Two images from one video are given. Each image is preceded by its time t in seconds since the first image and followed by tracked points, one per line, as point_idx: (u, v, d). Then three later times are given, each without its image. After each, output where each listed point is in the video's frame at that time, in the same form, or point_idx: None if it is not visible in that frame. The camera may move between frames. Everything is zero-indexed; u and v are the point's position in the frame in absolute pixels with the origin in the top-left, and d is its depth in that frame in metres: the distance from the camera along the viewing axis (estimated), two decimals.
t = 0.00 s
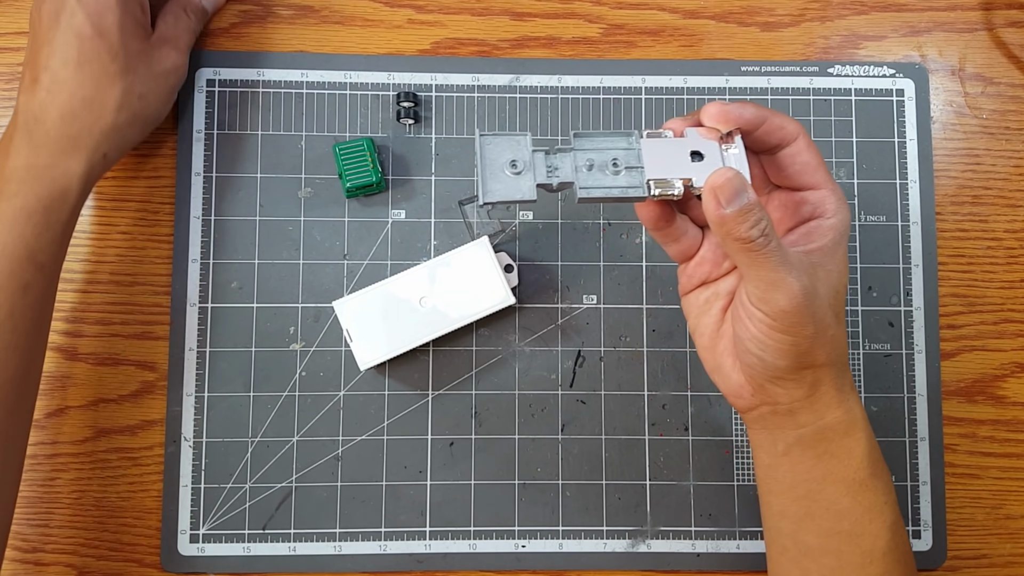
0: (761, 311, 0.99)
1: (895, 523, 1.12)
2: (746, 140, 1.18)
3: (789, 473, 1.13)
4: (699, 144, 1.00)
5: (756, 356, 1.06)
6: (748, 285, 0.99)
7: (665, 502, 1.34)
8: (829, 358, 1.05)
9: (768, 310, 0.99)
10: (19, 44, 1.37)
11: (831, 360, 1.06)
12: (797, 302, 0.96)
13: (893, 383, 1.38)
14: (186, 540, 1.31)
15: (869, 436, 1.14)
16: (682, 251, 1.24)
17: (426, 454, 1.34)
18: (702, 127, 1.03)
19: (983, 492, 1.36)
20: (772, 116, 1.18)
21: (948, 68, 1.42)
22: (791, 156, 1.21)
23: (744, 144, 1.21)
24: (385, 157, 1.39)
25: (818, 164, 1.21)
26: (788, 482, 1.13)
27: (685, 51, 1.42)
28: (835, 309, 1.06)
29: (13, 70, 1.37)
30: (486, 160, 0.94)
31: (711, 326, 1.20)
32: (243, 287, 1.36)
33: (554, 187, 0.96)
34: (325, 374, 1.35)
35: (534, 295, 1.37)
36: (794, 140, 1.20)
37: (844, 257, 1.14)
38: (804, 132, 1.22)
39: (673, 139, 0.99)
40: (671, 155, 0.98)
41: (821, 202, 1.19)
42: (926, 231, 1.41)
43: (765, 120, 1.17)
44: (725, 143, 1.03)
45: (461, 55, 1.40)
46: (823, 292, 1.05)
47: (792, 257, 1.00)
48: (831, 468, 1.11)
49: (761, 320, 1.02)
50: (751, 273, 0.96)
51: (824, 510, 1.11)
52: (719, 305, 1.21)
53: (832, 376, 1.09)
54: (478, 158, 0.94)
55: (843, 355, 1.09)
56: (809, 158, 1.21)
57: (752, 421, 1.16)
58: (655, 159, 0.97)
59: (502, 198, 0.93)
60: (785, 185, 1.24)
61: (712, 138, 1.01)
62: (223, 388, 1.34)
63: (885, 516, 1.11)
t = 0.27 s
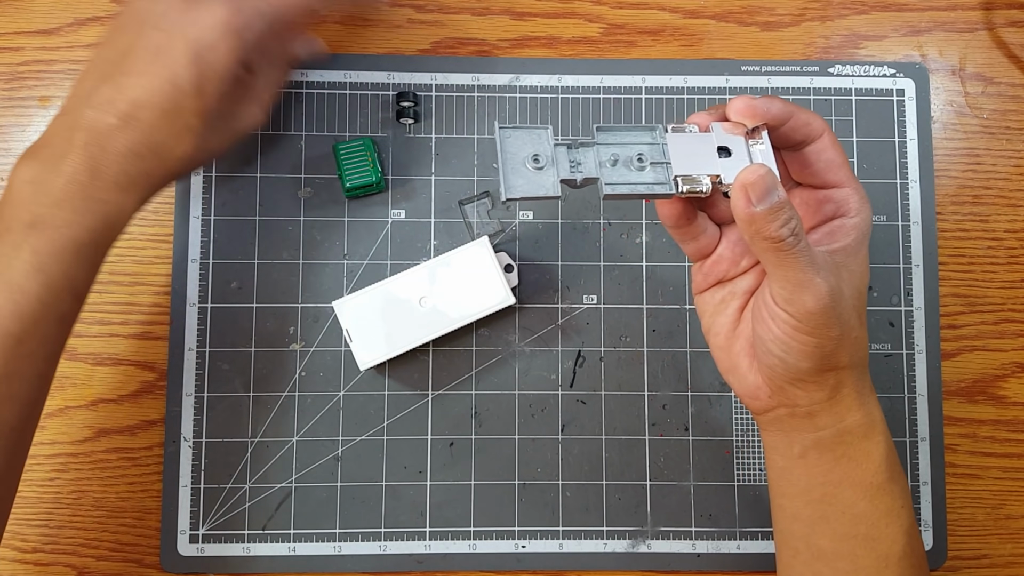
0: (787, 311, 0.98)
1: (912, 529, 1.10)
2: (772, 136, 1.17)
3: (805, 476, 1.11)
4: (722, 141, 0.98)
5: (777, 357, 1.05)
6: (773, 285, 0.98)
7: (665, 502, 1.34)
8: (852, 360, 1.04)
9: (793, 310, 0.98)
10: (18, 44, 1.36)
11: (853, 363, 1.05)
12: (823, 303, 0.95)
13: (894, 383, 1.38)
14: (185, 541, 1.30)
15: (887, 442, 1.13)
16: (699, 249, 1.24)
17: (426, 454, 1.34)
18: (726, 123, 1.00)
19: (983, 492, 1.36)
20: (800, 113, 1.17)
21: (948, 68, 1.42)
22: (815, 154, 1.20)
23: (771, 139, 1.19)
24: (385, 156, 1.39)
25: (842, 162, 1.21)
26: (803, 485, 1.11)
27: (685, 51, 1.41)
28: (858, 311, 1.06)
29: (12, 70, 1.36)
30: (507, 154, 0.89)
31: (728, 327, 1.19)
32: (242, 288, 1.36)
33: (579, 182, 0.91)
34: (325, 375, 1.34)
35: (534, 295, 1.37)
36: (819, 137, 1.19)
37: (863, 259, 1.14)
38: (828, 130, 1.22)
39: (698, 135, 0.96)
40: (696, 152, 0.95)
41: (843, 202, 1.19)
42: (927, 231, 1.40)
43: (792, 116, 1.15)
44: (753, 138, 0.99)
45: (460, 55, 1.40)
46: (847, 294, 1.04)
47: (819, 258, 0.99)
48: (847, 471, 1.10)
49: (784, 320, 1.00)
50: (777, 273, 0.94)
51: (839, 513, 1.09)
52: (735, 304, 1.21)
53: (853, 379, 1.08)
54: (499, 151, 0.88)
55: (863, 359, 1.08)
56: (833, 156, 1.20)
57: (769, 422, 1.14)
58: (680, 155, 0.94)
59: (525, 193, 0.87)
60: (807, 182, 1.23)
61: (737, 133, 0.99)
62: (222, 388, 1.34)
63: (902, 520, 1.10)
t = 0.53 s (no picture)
0: (791, 308, 0.98)
1: (915, 528, 1.10)
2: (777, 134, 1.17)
3: (808, 475, 1.11)
4: (729, 137, 0.97)
5: (780, 355, 1.05)
6: (777, 282, 0.98)
7: (665, 502, 1.34)
8: (855, 357, 1.05)
9: (798, 307, 0.98)
10: (18, 44, 1.36)
11: (857, 360, 1.06)
12: (827, 300, 0.95)
13: (894, 383, 1.38)
14: (185, 541, 1.31)
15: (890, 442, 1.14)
16: (703, 248, 1.24)
17: (427, 454, 1.34)
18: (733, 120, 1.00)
19: (983, 492, 1.36)
20: (805, 111, 1.16)
21: (948, 68, 1.42)
22: (820, 152, 1.20)
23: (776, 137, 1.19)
24: (385, 156, 1.39)
25: (846, 161, 1.21)
26: (805, 484, 1.11)
27: (685, 51, 1.41)
28: (861, 309, 1.06)
29: (12, 70, 1.36)
30: (514, 147, 0.88)
31: (731, 325, 1.19)
32: (243, 288, 1.36)
33: (584, 177, 0.90)
34: (325, 375, 1.34)
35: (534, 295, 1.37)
36: (824, 136, 1.19)
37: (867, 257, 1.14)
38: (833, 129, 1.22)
39: (705, 131, 0.96)
40: (703, 147, 0.95)
41: (847, 200, 1.19)
42: (927, 231, 1.40)
43: (797, 114, 1.15)
44: (758, 135, 1.00)
45: (460, 55, 1.40)
46: (850, 292, 1.04)
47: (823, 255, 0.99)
48: (850, 470, 1.10)
49: (788, 318, 1.01)
50: (782, 270, 0.95)
51: (842, 512, 1.09)
52: (738, 303, 1.21)
53: (856, 376, 1.08)
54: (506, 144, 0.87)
55: (866, 357, 1.09)
56: (838, 155, 1.20)
57: (773, 421, 1.14)
58: (686, 150, 0.94)
59: (531, 186, 0.87)
60: (811, 181, 1.23)
61: (744, 130, 0.99)
62: (222, 388, 1.34)
63: (905, 519, 1.10)
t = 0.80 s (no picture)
0: (788, 308, 0.98)
1: (915, 528, 1.10)
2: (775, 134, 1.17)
3: (807, 475, 1.11)
4: (724, 139, 0.97)
5: (779, 356, 1.05)
6: (774, 283, 0.98)
7: (665, 502, 1.34)
8: (853, 358, 1.04)
9: (794, 309, 0.98)
10: (18, 44, 1.37)
11: (855, 361, 1.05)
12: (825, 301, 0.95)
13: (894, 383, 1.38)
14: (185, 541, 1.31)
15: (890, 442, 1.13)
16: (702, 248, 1.24)
17: (427, 454, 1.34)
18: (728, 120, 1.00)
19: (983, 493, 1.36)
20: (802, 111, 1.17)
21: (948, 68, 1.42)
22: (818, 152, 1.20)
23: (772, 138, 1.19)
24: (385, 156, 1.39)
25: (844, 162, 1.21)
26: (804, 485, 1.11)
27: (685, 51, 1.41)
28: (860, 309, 1.06)
29: (12, 70, 1.36)
30: (510, 149, 0.88)
31: (730, 326, 1.19)
32: (243, 288, 1.36)
33: (580, 179, 0.90)
34: (325, 375, 1.34)
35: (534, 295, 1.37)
36: (821, 136, 1.19)
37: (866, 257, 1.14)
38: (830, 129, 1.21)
39: (701, 132, 0.96)
40: (699, 148, 0.95)
41: (845, 201, 1.19)
42: (927, 231, 1.40)
43: (794, 114, 1.15)
44: (754, 136, 1.00)
45: (460, 55, 1.40)
46: (849, 293, 1.04)
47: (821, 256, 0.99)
48: (849, 471, 1.10)
49: (786, 319, 1.01)
50: (779, 271, 0.94)
51: (842, 513, 1.09)
52: (737, 303, 1.21)
53: (855, 377, 1.08)
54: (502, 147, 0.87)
55: (865, 357, 1.08)
56: (836, 155, 1.20)
57: (771, 421, 1.14)
58: (683, 152, 0.93)
59: (528, 188, 0.87)
60: (809, 181, 1.23)
61: (740, 131, 0.99)
62: (222, 388, 1.34)
63: (904, 519, 1.10)
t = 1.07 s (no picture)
0: (781, 307, 0.98)
1: (912, 526, 1.11)
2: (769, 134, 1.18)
3: (804, 474, 1.11)
4: (717, 139, 0.97)
5: (773, 354, 1.05)
6: (767, 282, 0.98)
7: (665, 502, 1.34)
8: (848, 356, 1.04)
9: (787, 308, 0.98)
10: (18, 44, 1.37)
11: (850, 359, 1.05)
12: (817, 299, 0.95)
13: (894, 383, 1.38)
14: (186, 541, 1.31)
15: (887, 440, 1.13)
16: (699, 248, 1.24)
17: (427, 454, 1.34)
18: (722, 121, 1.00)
19: (983, 492, 1.36)
20: (795, 111, 1.17)
21: (948, 68, 1.42)
22: (812, 152, 1.20)
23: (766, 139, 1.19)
24: (385, 156, 1.39)
25: (840, 160, 1.20)
26: (802, 483, 1.11)
27: (685, 51, 1.42)
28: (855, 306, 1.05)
29: (12, 70, 1.36)
30: (503, 150, 0.88)
31: (727, 325, 1.19)
32: (243, 288, 1.36)
33: (573, 179, 0.91)
34: (325, 375, 1.35)
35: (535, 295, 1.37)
36: (816, 136, 1.19)
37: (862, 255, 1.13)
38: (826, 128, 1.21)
39: (695, 132, 0.96)
40: (691, 148, 0.95)
41: (841, 199, 1.19)
42: (927, 231, 1.41)
43: (787, 115, 1.16)
44: (748, 136, 0.99)
45: (461, 55, 1.40)
46: (843, 291, 1.04)
47: (813, 254, 0.98)
48: (846, 469, 1.10)
49: (779, 318, 1.01)
50: (772, 270, 0.94)
51: (839, 511, 1.09)
52: (734, 302, 1.21)
53: (850, 375, 1.07)
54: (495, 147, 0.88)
55: (861, 356, 1.08)
56: (831, 153, 1.20)
57: (769, 419, 1.15)
58: (676, 151, 0.93)
59: (520, 188, 0.87)
60: (805, 180, 1.23)
61: (733, 131, 0.99)
62: (223, 389, 1.34)
63: (901, 517, 1.10)
